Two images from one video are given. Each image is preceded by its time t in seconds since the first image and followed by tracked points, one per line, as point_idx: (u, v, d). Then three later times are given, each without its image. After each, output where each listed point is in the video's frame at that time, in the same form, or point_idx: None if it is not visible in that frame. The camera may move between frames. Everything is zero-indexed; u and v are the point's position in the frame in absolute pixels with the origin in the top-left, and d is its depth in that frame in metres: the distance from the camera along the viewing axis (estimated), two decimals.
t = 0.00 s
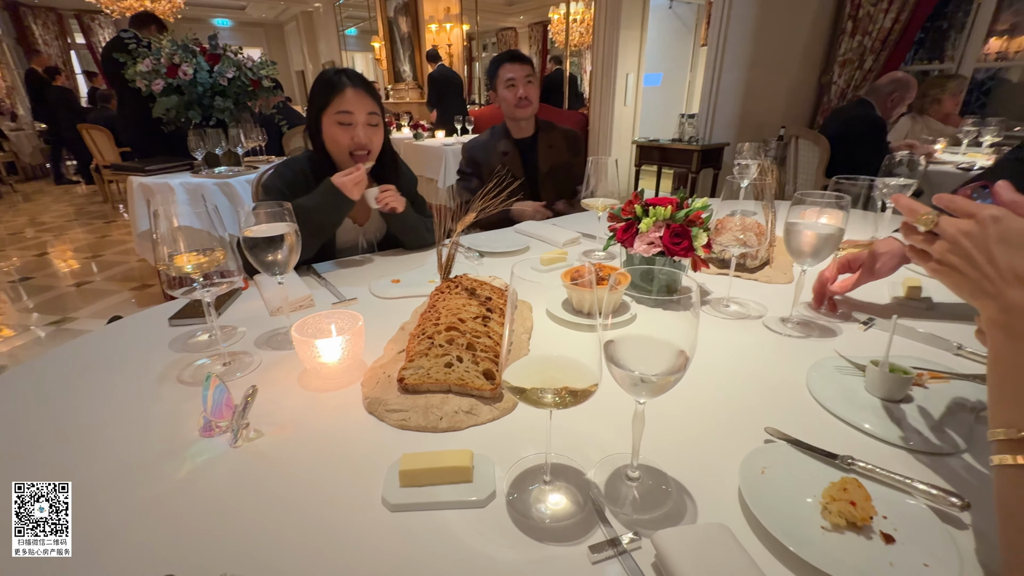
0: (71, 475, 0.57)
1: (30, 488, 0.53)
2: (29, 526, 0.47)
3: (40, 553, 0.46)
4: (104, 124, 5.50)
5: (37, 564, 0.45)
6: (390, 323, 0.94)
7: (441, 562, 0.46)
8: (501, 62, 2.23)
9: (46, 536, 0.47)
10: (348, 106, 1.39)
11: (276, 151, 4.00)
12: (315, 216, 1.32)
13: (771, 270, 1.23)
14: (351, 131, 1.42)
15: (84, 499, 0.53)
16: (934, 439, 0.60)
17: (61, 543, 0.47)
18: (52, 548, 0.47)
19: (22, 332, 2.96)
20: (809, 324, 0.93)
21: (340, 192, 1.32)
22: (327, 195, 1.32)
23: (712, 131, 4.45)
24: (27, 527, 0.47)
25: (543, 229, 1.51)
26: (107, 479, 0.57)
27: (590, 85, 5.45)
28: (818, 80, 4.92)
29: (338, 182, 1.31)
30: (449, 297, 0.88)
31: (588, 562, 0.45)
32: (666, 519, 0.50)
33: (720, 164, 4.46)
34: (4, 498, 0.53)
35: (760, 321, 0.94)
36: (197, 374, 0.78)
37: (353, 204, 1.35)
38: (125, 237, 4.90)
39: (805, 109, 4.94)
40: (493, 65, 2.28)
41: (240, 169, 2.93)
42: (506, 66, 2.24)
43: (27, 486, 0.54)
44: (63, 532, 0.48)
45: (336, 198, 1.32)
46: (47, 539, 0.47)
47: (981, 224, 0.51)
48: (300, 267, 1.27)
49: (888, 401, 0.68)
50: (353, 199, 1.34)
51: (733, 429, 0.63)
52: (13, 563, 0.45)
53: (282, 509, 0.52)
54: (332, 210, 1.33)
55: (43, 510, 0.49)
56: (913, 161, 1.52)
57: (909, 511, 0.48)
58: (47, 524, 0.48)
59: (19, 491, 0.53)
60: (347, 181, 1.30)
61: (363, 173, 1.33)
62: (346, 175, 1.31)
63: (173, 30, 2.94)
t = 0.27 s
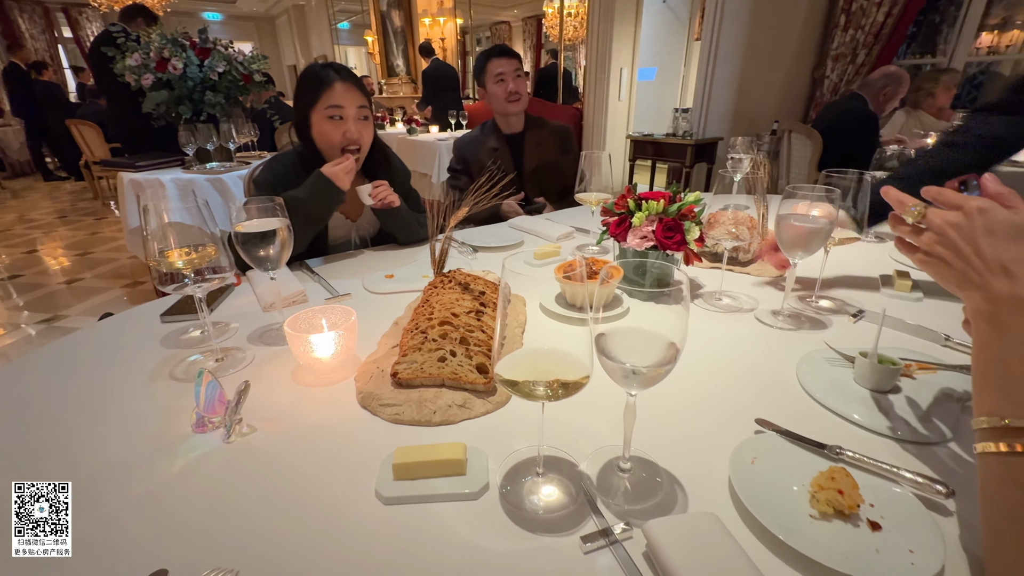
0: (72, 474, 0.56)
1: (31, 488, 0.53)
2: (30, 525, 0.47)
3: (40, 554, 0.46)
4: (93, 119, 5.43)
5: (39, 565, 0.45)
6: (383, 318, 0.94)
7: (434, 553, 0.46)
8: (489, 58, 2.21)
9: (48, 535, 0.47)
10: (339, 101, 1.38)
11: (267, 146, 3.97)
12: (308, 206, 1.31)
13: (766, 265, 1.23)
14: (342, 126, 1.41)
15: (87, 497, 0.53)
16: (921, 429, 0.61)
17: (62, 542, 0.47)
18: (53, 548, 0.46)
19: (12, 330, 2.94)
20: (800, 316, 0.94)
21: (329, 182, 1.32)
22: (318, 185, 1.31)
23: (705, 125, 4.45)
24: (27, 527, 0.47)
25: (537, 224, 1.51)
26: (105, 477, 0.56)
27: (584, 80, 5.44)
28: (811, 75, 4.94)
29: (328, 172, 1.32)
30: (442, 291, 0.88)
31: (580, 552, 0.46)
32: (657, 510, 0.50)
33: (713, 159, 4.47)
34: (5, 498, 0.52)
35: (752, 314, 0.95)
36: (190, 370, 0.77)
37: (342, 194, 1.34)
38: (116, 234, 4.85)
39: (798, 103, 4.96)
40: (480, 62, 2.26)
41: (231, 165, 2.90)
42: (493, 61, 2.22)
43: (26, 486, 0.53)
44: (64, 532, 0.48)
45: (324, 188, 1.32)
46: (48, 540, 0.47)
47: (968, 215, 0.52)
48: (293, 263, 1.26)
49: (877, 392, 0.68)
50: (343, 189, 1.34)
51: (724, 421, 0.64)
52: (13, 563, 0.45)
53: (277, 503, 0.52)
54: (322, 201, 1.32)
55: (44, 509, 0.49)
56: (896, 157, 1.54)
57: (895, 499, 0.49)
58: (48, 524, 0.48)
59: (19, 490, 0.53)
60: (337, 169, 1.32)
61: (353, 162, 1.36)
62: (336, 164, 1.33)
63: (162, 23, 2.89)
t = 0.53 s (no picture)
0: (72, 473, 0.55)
1: (30, 487, 0.52)
2: (29, 526, 0.45)
3: (40, 553, 0.45)
4: (86, 109, 5.37)
5: (39, 566, 0.44)
6: (379, 308, 0.94)
7: (427, 534, 0.47)
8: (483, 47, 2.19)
9: (48, 535, 0.46)
10: (331, 92, 1.36)
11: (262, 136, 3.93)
12: (301, 194, 1.31)
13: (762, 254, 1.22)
14: (335, 117, 1.40)
15: (88, 496, 0.52)
16: (911, 413, 0.61)
17: (62, 543, 0.46)
18: (52, 549, 0.45)
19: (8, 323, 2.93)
20: (794, 304, 0.95)
21: (321, 170, 1.31)
22: (311, 174, 1.31)
23: (704, 114, 4.42)
24: (27, 527, 0.46)
25: (533, 214, 1.51)
26: (105, 471, 0.56)
27: (581, 69, 5.40)
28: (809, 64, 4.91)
29: (320, 158, 1.31)
30: (438, 280, 0.88)
31: (574, 533, 0.47)
32: (650, 492, 0.51)
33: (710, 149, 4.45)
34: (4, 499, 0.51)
35: (746, 302, 0.96)
36: (187, 359, 0.78)
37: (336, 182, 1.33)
38: (111, 226, 4.82)
39: (796, 92, 4.93)
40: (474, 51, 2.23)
41: (226, 156, 2.88)
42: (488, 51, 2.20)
43: (26, 486, 0.52)
44: (64, 531, 0.47)
45: (318, 176, 1.31)
46: (47, 539, 0.46)
47: (958, 200, 0.52)
48: (287, 253, 1.26)
49: (868, 377, 0.69)
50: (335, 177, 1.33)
51: (717, 406, 0.64)
52: (14, 564, 0.44)
53: (275, 489, 0.53)
54: (315, 189, 1.32)
55: (44, 509, 0.48)
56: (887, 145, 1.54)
57: (883, 480, 0.50)
58: (47, 524, 0.46)
59: (19, 491, 0.52)
60: (329, 156, 1.31)
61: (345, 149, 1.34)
62: (328, 151, 1.32)
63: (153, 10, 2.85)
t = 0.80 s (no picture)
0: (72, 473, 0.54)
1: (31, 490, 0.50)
2: (29, 526, 0.44)
3: (40, 554, 0.44)
4: (84, 101, 5.34)
5: (39, 566, 0.42)
6: (378, 296, 0.95)
7: (426, 513, 0.48)
8: (481, 37, 2.18)
9: (47, 536, 0.44)
10: (328, 82, 1.35)
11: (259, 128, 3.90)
12: (299, 183, 1.31)
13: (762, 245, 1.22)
14: (332, 107, 1.39)
15: (89, 496, 0.50)
16: (906, 398, 0.62)
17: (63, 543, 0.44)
18: (52, 549, 0.44)
19: (7, 315, 2.92)
20: (792, 293, 0.95)
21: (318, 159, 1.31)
22: (308, 163, 1.30)
23: (703, 107, 4.41)
24: (26, 527, 0.44)
25: (532, 205, 1.51)
26: (106, 466, 0.54)
27: (581, 61, 5.36)
28: (810, 56, 4.88)
29: (317, 148, 1.30)
30: (437, 269, 0.88)
31: (572, 514, 0.48)
32: (647, 475, 0.52)
33: (710, 141, 4.44)
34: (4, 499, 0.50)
35: (744, 291, 0.96)
36: (187, 347, 0.78)
37: (333, 170, 1.33)
38: (109, 218, 4.80)
39: (797, 83, 4.90)
40: (473, 41, 2.23)
41: (223, 148, 2.86)
42: (487, 42, 2.19)
43: (26, 485, 0.51)
44: (64, 531, 0.45)
45: (315, 164, 1.31)
46: (47, 539, 0.44)
47: (955, 185, 0.53)
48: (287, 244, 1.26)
49: (864, 363, 0.70)
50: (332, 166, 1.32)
51: (715, 392, 0.65)
52: (14, 564, 0.42)
53: (276, 473, 0.53)
54: (312, 177, 1.31)
55: (43, 510, 0.46)
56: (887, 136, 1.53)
57: (876, 462, 0.51)
58: (47, 524, 0.45)
59: (19, 491, 0.50)
60: (326, 145, 1.30)
61: (342, 138, 1.34)
62: (325, 140, 1.31)
63: None
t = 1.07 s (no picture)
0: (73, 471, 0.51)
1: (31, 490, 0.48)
2: (29, 526, 0.42)
3: (43, 552, 0.42)
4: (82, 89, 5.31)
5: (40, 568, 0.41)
6: (380, 282, 0.95)
7: (428, 493, 0.48)
8: (482, 24, 2.16)
9: (48, 536, 0.42)
10: (329, 67, 1.34)
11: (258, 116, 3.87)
12: (299, 169, 1.30)
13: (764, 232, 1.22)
14: (333, 92, 1.38)
15: (90, 494, 0.48)
16: (907, 381, 0.62)
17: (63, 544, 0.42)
18: (52, 550, 0.42)
19: (8, 303, 2.93)
20: (793, 279, 0.95)
21: (318, 145, 1.30)
22: (309, 149, 1.30)
23: (705, 96, 4.37)
24: (26, 527, 0.42)
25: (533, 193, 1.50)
26: (108, 459, 0.53)
27: (582, 49, 5.31)
28: (814, 44, 4.83)
29: (315, 135, 1.30)
30: (439, 254, 0.88)
31: (573, 494, 0.48)
32: (648, 456, 0.52)
33: (712, 131, 4.40)
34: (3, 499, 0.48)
35: (745, 277, 0.96)
36: (190, 331, 0.78)
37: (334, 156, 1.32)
38: (109, 207, 4.80)
39: (800, 72, 4.86)
40: (474, 27, 2.20)
41: (222, 135, 2.84)
42: (487, 29, 2.17)
43: (26, 486, 0.49)
44: (65, 531, 0.43)
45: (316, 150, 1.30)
46: (48, 539, 0.42)
47: (960, 167, 0.53)
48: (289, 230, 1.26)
49: (865, 349, 0.70)
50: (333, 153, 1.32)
51: (717, 376, 0.65)
52: (12, 566, 0.41)
53: (281, 458, 0.53)
54: (313, 163, 1.31)
55: (43, 510, 0.44)
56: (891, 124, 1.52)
57: (875, 443, 0.51)
58: (47, 524, 0.43)
59: (19, 492, 0.48)
60: (324, 132, 1.29)
61: (340, 124, 1.32)
62: (323, 127, 1.30)
63: None
